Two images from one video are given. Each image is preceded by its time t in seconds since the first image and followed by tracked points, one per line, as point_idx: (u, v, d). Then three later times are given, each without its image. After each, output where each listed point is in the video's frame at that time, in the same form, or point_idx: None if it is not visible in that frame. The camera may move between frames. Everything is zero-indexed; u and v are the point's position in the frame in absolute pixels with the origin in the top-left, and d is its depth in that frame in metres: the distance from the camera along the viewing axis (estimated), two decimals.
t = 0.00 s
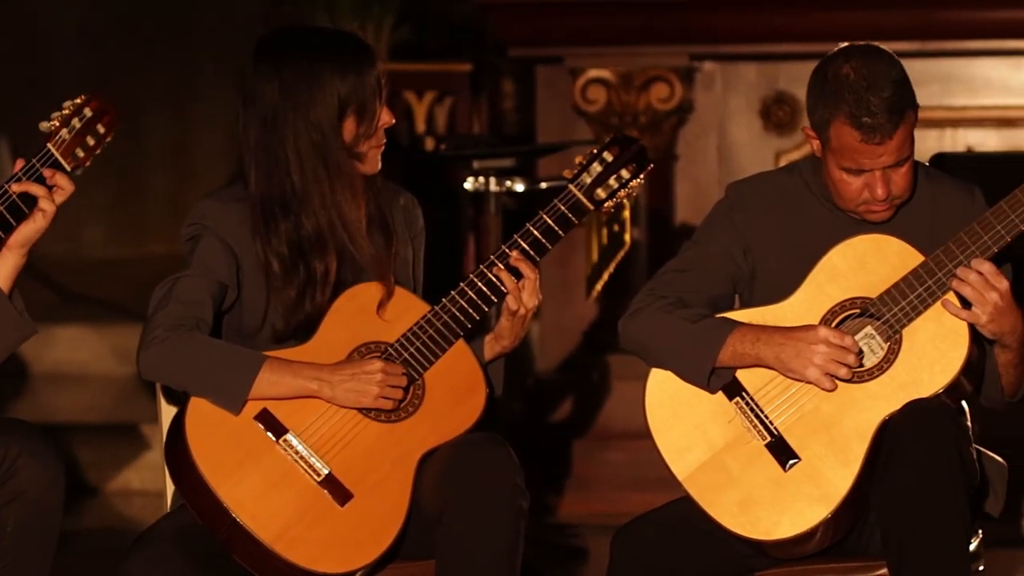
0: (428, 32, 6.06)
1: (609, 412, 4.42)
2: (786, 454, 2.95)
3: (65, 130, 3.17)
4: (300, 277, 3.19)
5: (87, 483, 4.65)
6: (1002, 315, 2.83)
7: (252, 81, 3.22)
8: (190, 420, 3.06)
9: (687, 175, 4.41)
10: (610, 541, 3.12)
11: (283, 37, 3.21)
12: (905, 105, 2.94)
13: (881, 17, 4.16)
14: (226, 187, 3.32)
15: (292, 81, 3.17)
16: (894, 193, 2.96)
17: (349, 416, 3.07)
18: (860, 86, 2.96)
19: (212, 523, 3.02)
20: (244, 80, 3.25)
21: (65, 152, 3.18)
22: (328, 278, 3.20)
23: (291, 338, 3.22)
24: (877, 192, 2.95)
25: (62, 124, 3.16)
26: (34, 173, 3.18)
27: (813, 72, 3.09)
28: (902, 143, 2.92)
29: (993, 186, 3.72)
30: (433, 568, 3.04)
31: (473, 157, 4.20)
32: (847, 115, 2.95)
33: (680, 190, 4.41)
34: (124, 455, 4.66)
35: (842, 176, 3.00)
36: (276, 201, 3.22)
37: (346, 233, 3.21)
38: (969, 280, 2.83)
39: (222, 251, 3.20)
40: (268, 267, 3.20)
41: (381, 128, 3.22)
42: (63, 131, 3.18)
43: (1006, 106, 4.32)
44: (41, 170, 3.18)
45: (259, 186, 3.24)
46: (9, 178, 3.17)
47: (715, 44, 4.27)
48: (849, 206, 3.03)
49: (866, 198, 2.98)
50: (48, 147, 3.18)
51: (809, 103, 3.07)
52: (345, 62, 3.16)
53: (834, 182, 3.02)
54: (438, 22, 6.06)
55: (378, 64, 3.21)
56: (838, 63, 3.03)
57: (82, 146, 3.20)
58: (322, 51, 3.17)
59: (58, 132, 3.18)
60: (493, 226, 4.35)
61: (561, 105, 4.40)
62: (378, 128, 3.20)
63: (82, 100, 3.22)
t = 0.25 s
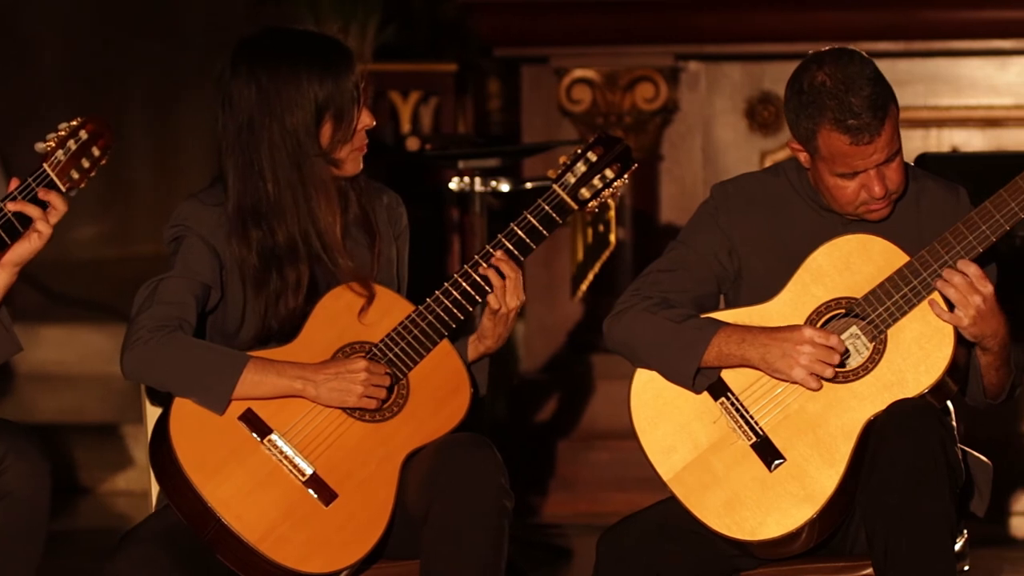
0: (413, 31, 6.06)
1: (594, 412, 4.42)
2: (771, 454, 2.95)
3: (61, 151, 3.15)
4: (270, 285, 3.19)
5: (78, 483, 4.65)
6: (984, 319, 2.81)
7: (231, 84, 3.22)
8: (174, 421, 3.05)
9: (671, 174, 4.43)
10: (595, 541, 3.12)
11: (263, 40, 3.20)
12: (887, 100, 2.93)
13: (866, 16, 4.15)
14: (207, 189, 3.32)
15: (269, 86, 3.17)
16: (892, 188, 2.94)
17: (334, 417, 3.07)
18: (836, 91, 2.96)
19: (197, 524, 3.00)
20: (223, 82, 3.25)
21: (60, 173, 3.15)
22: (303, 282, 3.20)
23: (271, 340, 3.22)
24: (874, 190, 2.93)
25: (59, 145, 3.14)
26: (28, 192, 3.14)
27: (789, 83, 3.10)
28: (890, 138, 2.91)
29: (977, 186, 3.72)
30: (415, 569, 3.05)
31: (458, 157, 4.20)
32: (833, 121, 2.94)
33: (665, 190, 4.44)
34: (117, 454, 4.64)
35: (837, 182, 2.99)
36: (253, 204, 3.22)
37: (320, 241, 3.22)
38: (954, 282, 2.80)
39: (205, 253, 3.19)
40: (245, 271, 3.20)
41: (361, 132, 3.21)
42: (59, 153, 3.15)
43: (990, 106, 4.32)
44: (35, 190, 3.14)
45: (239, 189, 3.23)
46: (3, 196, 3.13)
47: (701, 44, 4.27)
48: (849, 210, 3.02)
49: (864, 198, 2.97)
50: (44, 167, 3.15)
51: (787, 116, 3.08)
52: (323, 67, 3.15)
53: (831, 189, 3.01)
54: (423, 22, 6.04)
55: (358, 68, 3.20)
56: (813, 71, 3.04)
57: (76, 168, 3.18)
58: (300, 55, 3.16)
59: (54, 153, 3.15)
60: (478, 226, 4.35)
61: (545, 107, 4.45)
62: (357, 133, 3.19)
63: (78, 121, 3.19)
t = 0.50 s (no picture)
0: (398, 31, 6.05)
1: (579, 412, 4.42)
2: (755, 454, 2.95)
3: (50, 152, 3.13)
4: (257, 279, 3.18)
5: (65, 481, 4.76)
6: (966, 319, 2.81)
7: (226, 78, 3.21)
8: (160, 419, 3.04)
9: (655, 173, 4.46)
10: (579, 540, 3.12)
11: (256, 35, 3.20)
12: (871, 96, 2.93)
13: (849, 16, 4.16)
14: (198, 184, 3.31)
15: (263, 82, 3.16)
16: (875, 185, 2.95)
17: (319, 417, 3.06)
18: (818, 88, 2.96)
19: (181, 523, 2.99)
20: (218, 77, 3.24)
21: (49, 175, 3.14)
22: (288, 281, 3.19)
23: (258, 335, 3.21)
24: (858, 187, 2.94)
25: (48, 146, 3.12)
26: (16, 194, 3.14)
27: (771, 82, 3.10)
28: (873, 135, 2.91)
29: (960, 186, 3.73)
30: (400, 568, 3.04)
31: (442, 158, 4.16)
32: (815, 117, 2.94)
33: (649, 189, 4.47)
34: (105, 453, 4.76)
35: (821, 180, 2.99)
36: (241, 199, 3.22)
37: (309, 237, 3.21)
38: (938, 281, 2.81)
39: (192, 248, 3.18)
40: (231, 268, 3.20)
41: (353, 129, 3.21)
42: (48, 153, 3.14)
43: (974, 106, 4.33)
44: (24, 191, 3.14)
45: (228, 185, 3.23)
46: None
47: (685, 44, 4.28)
48: (832, 207, 3.01)
49: (847, 195, 2.97)
50: (33, 169, 3.13)
51: (770, 113, 3.08)
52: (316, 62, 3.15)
53: (814, 187, 3.01)
54: (408, 22, 6.04)
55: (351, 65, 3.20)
56: (796, 68, 3.04)
57: (65, 169, 3.16)
58: (294, 51, 3.16)
59: (43, 154, 3.13)
60: (462, 225, 4.33)
61: (530, 107, 4.48)
62: (350, 129, 3.19)
63: (67, 121, 3.18)
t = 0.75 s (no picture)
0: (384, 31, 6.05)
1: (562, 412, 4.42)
2: (738, 454, 2.95)
3: (39, 149, 3.12)
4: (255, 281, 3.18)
5: (51, 480, 5.01)
6: (948, 319, 2.82)
7: (232, 80, 3.20)
8: (144, 417, 3.03)
9: (639, 174, 4.47)
10: (562, 540, 3.12)
11: (262, 41, 3.20)
12: (856, 94, 2.94)
13: (832, 16, 4.17)
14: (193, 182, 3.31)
15: (270, 87, 3.16)
16: (859, 183, 2.95)
17: (303, 417, 3.06)
18: (804, 85, 2.97)
19: (165, 522, 2.99)
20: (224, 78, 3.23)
21: (39, 172, 3.13)
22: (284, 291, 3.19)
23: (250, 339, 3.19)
24: (843, 185, 2.94)
25: (37, 143, 3.11)
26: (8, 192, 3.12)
27: (756, 80, 3.10)
28: (858, 132, 2.91)
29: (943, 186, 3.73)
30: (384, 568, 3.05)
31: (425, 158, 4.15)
32: (801, 113, 2.95)
33: (633, 190, 4.47)
34: (87, 452, 5.06)
35: (806, 177, 2.99)
36: (239, 201, 3.22)
37: (307, 242, 3.22)
38: (922, 282, 2.80)
39: (183, 248, 3.18)
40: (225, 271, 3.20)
41: (356, 141, 3.20)
42: (37, 150, 3.12)
43: (958, 106, 4.33)
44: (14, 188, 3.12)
45: (225, 187, 3.23)
46: None
47: (668, 44, 4.30)
48: (816, 205, 3.02)
49: (832, 193, 2.97)
50: (23, 167, 3.12)
51: (755, 109, 3.09)
52: (324, 71, 3.14)
53: (798, 184, 3.01)
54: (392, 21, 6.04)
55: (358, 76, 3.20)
56: (781, 65, 3.04)
57: (55, 166, 3.15)
58: (303, 60, 3.15)
59: (32, 151, 3.12)
60: (445, 226, 4.32)
61: (513, 107, 4.50)
62: (353, 140, 3.18)
63: (56, 117, 3.17)
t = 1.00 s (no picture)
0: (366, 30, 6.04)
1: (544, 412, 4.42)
2: (720, 454, 2.95)
3: (29, 148, 3.11)
4: (241, 294, 3.16)
5: (42, 480, 4.94)
6: (931, 320, 2.82)
7: (237, 90, 3.21)
8: (124, 415, 3.03)
9: (621, 174, 4.47)
10: (545, 540, 3.12)
11: (269, 56, 3.20)
12: (841, 95, 2.94)
13: (813, 16, 4.18)
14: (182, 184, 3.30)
15: (274, 104, 3.16)
16: (845, 184, 2.96)
17: (283, 418, 3.05)
18: (791, 87, 2.97)
19: (145, 521, 2.99)
20: (229, 87, 3.24)
21: (28, 171, 3.12)
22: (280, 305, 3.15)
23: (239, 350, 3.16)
24: (829, 187, 2.95)
25: (26, 142, 3.10)
26: None
27: (741, 82, 3.10)
28: (844, 133, 2.92)
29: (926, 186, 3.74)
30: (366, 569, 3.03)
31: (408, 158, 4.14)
32: (787, 116, 2.95)
33: (615, 190, 4.47)
34: (70, 453, 4.98)
35: (791, 179, 2.99)
36: (229, 210, 3.22)
37: (302, 262, 3.20)
38: (905, 282, 2.82)
39: (166, 253, 3.17)
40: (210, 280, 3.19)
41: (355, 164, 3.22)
42: (26, 149, 3.11)
43: (940, 106, 4.34)
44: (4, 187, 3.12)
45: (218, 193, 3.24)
46: None
47: (652, 44, 4.31)
48: (801, 206, 3.02)
49: (818, 194, 2.97)
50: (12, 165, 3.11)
51: (740, 111, 3.09)
52: (329, 94, 3.14)
53: (783, 186, 3.02)
54: (373, 22, 6.03)
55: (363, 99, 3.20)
56: (766, 67, 3.05)
57: (43, 164, 3.14)
58: (310, 81, 3.15)
59: (22, 149, 3.11)
60: (428, 227, 4.31)
61: (496, 107, 4.50)
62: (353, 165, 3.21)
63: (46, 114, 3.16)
